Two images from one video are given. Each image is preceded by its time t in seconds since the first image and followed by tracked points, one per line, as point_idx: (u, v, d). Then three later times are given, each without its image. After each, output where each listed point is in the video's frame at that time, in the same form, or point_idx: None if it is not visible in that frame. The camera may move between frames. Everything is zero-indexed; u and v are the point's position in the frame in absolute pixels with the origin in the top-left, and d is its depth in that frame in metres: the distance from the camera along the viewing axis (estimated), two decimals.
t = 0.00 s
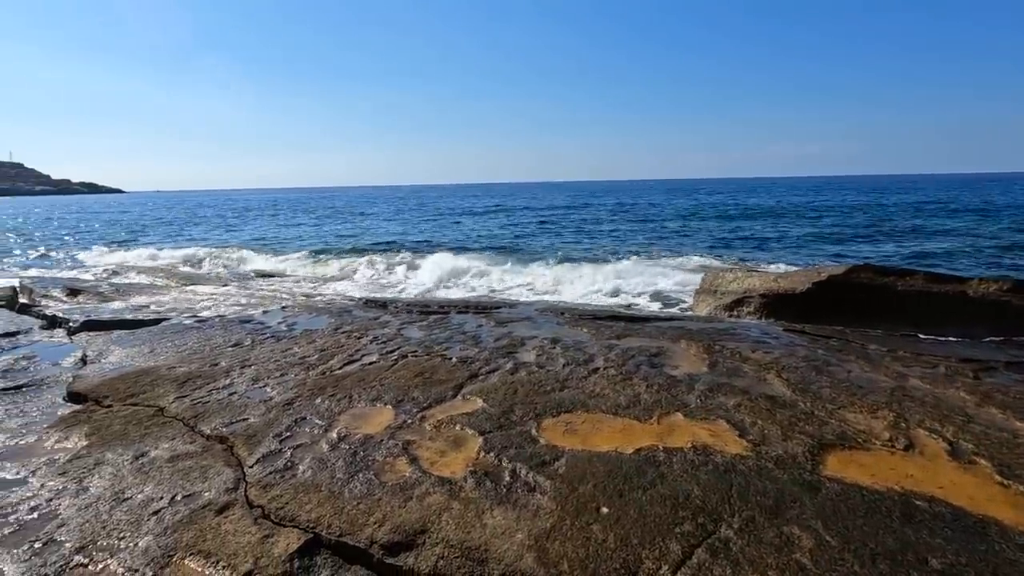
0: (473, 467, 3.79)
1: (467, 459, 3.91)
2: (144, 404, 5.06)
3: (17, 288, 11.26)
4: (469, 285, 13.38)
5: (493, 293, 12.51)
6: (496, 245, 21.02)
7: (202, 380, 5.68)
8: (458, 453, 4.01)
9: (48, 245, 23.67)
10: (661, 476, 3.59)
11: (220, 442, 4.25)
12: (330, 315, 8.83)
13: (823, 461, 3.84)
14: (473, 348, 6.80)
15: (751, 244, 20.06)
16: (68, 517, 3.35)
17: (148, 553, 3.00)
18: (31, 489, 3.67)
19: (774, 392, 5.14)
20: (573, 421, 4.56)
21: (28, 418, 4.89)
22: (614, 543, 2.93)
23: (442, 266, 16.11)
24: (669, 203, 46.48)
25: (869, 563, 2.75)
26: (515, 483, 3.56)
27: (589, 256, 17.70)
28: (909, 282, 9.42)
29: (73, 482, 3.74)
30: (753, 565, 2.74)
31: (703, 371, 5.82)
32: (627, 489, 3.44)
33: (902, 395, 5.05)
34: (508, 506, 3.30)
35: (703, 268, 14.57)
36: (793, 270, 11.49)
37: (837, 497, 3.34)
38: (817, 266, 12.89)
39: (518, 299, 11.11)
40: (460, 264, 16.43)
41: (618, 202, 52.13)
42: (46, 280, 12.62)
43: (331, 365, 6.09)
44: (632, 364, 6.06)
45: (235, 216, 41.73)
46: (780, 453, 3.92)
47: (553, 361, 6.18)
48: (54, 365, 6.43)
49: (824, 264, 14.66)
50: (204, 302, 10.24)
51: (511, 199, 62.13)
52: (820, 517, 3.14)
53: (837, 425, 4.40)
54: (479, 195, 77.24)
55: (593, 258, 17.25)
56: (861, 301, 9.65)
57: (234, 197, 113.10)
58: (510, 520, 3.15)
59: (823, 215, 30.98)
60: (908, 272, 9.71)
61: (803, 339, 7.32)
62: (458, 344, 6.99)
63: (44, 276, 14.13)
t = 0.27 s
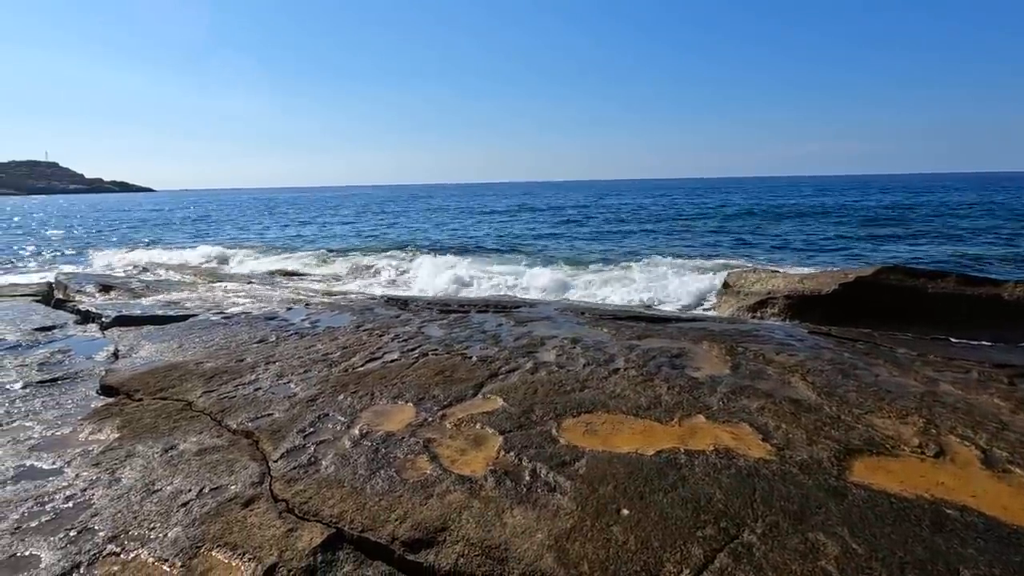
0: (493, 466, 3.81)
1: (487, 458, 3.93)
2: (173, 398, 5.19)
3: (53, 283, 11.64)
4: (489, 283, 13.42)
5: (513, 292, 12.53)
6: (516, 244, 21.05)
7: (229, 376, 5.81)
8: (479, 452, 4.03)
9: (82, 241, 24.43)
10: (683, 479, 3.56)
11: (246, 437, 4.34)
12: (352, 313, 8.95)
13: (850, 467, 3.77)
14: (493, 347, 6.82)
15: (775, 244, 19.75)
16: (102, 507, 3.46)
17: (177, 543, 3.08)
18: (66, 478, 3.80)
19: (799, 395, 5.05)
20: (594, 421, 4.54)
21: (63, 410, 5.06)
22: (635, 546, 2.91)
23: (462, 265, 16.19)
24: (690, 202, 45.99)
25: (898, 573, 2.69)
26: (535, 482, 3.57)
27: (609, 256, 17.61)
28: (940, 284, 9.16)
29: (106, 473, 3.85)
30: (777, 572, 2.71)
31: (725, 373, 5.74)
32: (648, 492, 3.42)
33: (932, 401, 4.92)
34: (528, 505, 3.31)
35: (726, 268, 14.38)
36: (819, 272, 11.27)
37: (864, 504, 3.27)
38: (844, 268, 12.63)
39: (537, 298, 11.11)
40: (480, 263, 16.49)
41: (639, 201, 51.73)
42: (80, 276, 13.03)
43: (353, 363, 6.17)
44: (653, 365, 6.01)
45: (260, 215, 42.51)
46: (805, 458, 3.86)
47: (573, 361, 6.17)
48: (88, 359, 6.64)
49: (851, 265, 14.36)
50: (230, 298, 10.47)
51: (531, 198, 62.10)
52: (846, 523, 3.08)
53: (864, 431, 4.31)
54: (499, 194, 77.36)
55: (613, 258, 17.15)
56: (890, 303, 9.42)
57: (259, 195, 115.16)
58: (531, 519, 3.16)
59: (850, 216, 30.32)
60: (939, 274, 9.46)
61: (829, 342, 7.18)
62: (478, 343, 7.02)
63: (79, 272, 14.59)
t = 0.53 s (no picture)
0: (505, 466, 3.81)
1: (498, 457, 3.94)
2: (187, 395, 5.25)
3: (70, 281, 11.80)
4: (499, 283, 13.43)
5: (523, 291, 12.53)
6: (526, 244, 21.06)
7: (242, 373, 5.86)
8: (490, 451, 4.04)
9: (98, 240, 24.77)
10: (695, 480, 3.54)
11: (259, 434, 4.38)
12: (363, 311, 9.00)
13: (865, 470, 3.73)
14: (504, 347, 6.82)
15: (787, 245, 19.58)
16: (119, 502, 3.51)
17: (193, 539, 3.11)
18: (83, 474, 3.86)
19: (812, 397, 5.01)
20: (605, 422, 4.53)
21: (81, 406, 5.13)
22: (647, 547, 2.90)
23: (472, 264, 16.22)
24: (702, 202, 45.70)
25: None
26: (546, 482, 3.57)
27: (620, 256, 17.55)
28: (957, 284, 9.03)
29: (123, 469, 3.91)
30: None
31: (737, 374, 5.70)
32: (660, 493, 3.40)
33: (949, 404, 4.85)
34: (540, 505, 3.31)
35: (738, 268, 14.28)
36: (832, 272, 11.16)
37: (880, 508, 3.24)
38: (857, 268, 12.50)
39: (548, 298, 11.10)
40: (490, 262, 16.51)
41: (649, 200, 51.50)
42: (96, 274, 13.21)
43: (365, 361, 6.21)
44: (664, 366, 5.98)
45: (273, 214, 42.80)
46: (818, 460, 3.82)
47: (584, 361, 6.16)
48: (104, 356, 6.73)
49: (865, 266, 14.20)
50: (243, 297, 10.57)
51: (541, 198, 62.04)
52: (861, 527, 3.05)
53: (879, 433, 4.26)
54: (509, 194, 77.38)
55: (624, 258, 17.09)
56: (904, 304, 9.32)
57: (271, 194, 116.03)
58: (542, 519, 3.16)
59: (863, 216, 29.98)
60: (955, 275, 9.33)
61: (843, 343, 7.10)
62: (489, 342, 7.03)
63: (95, 270, 14.81)
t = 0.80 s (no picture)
0: (515, 465, 3.82)
1: (509, 456, 3.95)
2: (201, 392, 5.31)
3: (87, 279, 11.98)
4: (509, 282, 13.43)
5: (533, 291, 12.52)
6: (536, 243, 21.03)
7: (255, 371, 5.92)
8: (501, 450, 4.04)
9: (114, 239, 25.11)
10: (707, 482, 3.52)
11: (272, 431, 4.43)
12: (374, 310, 9.04)
13: (880, 473, 3.69)
14: (514, 346, 6.83)
15: (800, 245, 19.38)
16: (135, 497, 3.56)
17: (208, 535, 3.15)
18: (101, 469, 3.92)
19: (826, 399, 4.96)
20: (616, 422, 4.53)
21: (98, 402, 5.21)
22: (658, 548, 2.89)
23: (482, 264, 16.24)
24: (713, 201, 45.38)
25: None
26: (558, 482, 3.57)
27: (630, 256, 17.47)
28: (974, 284, 8.89)
29: (139, 464, 3.97)
30: None
31: (750, 375, 5.66)
32: (672, 494, 3.39)
33: (966, 407, 4.78)
34: (551, 505, 3.31)
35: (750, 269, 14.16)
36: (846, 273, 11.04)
37: (894, 511, 3.21)
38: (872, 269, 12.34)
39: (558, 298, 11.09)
40: (499, 262, 16.52)
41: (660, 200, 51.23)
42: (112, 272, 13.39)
43: (376, 360, 6.24)
44: (675, 366, 5.96)
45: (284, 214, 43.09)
46: (832, 462, 3.79)
47: (594, 361, 6.15)
48: (120, 353, 6.82)
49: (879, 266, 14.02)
50: (256, 295, 10.67)
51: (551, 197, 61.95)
52: (876, 530, 3.03)
53: (894, 436, 4.21)
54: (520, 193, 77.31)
55: (634, 258, 17.02)
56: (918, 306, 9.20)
57: (283, 194, 116.90)
58: (553, 519, 3.16)
59: (878, 215, 29.61)
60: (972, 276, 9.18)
61: (858, 344, 7.02)
62: (499, 342, 7.04)
63: (111, 268, 15.01)
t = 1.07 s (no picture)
0: (527, 463, 3.82)
1: (520, 455, 3.95)
2: (216, 389, 5.38)
3: (103, 277, 12.15)
4: (519, 281, 13.43)
5: (544, 290, 12.51)
6: (547, 243, 21.00)
7: (269, 368, 5.98)
8: (512, 448, 4.05)
9: (130, 237, 25.44)
10: (720, 482, 3.50)
11: (285, 428, 4.47)
12: (386, 308, 9.08)
13: (895, 475, 3.65)
14: (525, 345, 6.84)
15: (814, 244, 19.17)
16: (152, 491, 3.61)
17: (223, 529, 3.19)
18: (118, 463, 3.98)
19: (841, 400, 4.90)
20: (628, 421, 4.51)
21: (115, 398, 5.28)
22: (670, 548, 2.89)
23: (492, 263, 16.26)
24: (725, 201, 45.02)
25: None
26: (569, 481, 3.57)
27: (641, 255, 17.39)
28: (994, 285, 8.75)
29: (155, 459, 4.02)
30: None
31: (762, 375, 5.62)
32: (685, 494, 3.37)
33: (983, 409, 4.70)
34: (562, 504, 3.31)
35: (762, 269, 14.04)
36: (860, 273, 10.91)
37: (911, 513, 3.17)
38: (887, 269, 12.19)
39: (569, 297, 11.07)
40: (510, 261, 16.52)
41: (671, 199, 50.89)
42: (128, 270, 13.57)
43: (388, 358, 6.28)
44: (687, 366, 5.93)
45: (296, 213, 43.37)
46: (847, 464, 3.75)
47: (605, 361, 6.13)
48: (136, 350, 6.91)
49: (895, 266, 13.83)
50: (269, 293, 10.76)
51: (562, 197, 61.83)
52: (891, 533, 2.99)
53: (911, 438, 4.16)
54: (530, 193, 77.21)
55: (646, 257, 16.94)
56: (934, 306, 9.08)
57: (294, 193, 117.69)
58: (566, 518, 3.16)
59: (894, 215, 29.21)
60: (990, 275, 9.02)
61: (872, 345, 6.94)
62: (510, 340, 7.05)
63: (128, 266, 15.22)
